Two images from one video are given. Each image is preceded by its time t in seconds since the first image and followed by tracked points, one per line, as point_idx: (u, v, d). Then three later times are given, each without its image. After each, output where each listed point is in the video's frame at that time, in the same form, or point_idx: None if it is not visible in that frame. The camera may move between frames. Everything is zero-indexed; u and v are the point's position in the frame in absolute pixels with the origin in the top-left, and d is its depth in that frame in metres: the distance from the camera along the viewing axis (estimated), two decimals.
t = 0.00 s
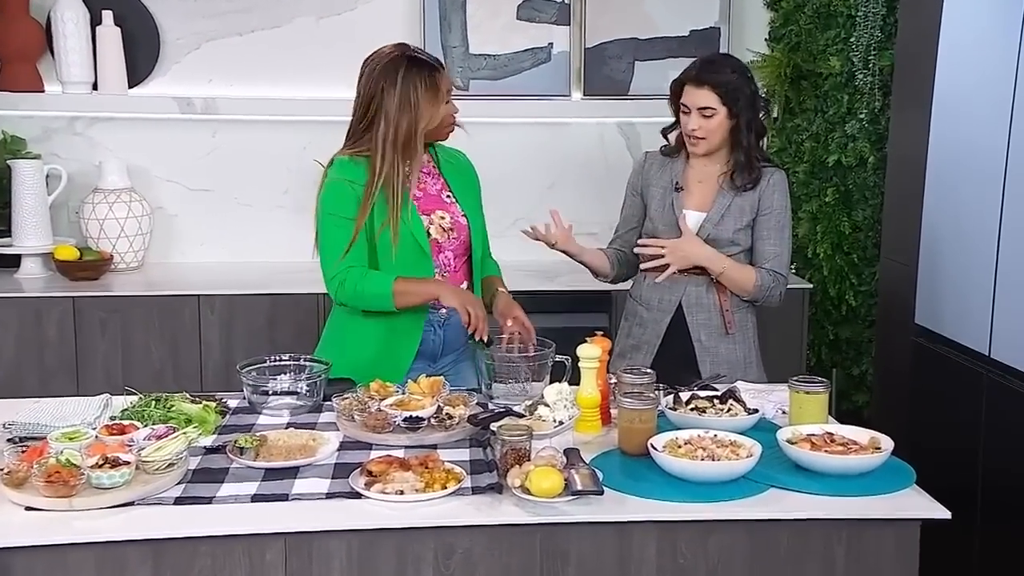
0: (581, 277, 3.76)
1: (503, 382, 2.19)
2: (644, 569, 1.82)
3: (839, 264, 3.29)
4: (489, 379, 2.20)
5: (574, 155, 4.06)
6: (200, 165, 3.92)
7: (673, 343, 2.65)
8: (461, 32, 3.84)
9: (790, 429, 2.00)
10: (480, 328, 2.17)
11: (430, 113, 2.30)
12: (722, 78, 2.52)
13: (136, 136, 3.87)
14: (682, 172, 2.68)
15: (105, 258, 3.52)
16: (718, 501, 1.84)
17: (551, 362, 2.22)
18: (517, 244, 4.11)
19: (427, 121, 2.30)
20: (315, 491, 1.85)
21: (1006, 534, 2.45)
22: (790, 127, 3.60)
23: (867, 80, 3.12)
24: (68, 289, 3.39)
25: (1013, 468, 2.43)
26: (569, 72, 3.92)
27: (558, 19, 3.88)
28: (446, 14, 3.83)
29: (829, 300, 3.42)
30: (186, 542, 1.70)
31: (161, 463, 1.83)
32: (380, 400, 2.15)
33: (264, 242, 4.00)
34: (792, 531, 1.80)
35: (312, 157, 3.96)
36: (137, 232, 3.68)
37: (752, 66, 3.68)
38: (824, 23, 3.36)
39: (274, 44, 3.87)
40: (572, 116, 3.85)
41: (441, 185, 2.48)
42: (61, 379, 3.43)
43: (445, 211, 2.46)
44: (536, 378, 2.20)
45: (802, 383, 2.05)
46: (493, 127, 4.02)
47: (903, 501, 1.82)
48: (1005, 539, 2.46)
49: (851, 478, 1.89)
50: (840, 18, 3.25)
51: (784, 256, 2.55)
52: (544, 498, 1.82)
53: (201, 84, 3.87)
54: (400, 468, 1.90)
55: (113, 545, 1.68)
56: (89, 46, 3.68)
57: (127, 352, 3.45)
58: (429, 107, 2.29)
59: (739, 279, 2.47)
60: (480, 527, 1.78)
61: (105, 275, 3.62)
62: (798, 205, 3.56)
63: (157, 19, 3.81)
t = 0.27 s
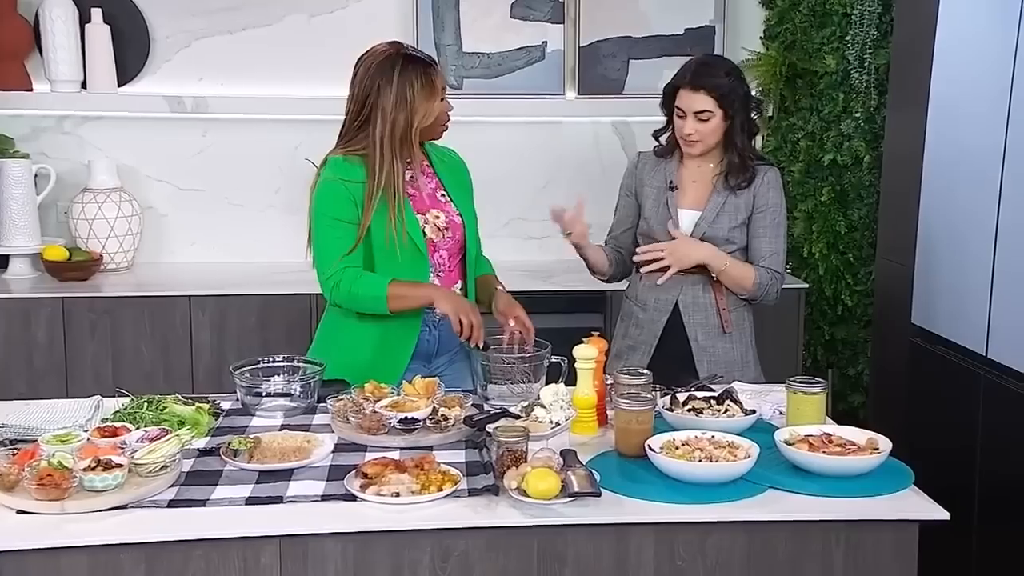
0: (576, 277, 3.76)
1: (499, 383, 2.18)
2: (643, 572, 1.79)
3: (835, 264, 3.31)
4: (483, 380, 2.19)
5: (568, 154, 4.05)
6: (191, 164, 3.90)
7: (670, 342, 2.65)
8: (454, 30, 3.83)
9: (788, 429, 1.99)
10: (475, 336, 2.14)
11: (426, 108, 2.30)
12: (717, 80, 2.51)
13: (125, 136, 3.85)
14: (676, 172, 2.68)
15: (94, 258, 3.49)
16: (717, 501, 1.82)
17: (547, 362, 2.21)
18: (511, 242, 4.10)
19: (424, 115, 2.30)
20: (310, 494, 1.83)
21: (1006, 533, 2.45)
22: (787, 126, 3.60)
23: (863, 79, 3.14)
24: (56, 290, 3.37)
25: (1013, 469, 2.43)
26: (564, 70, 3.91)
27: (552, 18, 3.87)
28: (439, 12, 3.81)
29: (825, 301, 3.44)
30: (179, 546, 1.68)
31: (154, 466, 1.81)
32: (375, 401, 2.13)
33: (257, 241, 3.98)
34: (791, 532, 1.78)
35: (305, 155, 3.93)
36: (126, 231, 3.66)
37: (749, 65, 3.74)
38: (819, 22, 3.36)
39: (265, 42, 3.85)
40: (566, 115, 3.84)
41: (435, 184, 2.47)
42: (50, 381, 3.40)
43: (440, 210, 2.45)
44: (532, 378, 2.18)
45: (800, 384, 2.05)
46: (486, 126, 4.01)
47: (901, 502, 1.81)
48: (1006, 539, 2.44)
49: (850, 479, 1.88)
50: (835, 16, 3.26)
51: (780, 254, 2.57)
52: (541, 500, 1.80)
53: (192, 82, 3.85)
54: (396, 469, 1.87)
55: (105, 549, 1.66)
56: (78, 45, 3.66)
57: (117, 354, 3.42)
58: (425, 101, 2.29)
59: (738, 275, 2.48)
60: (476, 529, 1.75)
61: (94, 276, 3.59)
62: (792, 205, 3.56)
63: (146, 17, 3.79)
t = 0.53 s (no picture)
0: (568, 277, 3.76)
1: (491, 385, 2.16)
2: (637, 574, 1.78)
3: (827, 264, 3.31)
4: (477, 381, 2.18)
5: (560, 153, 4.05)
6: (180, 164, 3.87)
7: (663, 340, 2.64)
8: (446, 29, 3.82)
9: (782, 430, 2.00)
10: (468, 341, 2.14)
11: (400, 90, 2.26)
12: (711, 78, 2.52)
13: (113, 135, 3.82)
14: (667, 172, 2.67)
15: (81, 259, 3.47)
16: (712, 503, 1.81)
17: (540, 364, 2.19)
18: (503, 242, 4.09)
19: (397, 96, 2.26)
20: (302, 496, 1.81)
21: (1004, 532, 2.44)
22: (779, 125, 3.58)
23: (856, 78, 3.17)
24: (44, 291, 3.34)
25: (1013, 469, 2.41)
26: (556, 69, 3.90)
27: (544, 17, 3.86)
28: (430, 11, 3.80)
29: (818, 301, 3.43)
30: (170, 549, 1.66)
31: (145, 469, 1.80)
32: (367, 402, 2.12)
33: (248, 242, 3.95)
34: (787, 534, 1.76)
35: (295, 155, 3.91)
36: (114, 232, 3.64)
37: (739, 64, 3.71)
38: (812, 21, 3.37)
39: (254, 41, 3.83)
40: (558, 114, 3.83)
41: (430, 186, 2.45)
42: (37, 383, 3.38)
43: (433, 212, 2.42)
44: (525, 379, 2.16)
45: (794, 385, 2.05)
46: (478, 125, 4.00)
47: (897, 504, 1.80)
48: (1003, 539, 2.44)
49: (845, 480, 1.88)
50: (827, 15, 3.27)
51: (773, 251, 2.56)
52: (535, 502, 1.78)
53: (180, 81, 3.82)
54: (389, 472, 1.85)
55: (95, 552, 1.64)
56: (65, 43, 3.63)
57: (106, 355, 3.39)
58: (397, 83, 2.25)
59: (733, 272, 2.50)
60: (470, 531, 1.73)
61: (82, 277, 3.57)
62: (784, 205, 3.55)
63: (134, 16, 3.77)
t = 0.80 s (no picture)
0: (563, 277, 3.75)
1: (487, 386, 2.15)
2: None
3: (823, 264, 3.32)
4: (472, 383, 2.17)
5: (555, 153, 4.04)
6: (172, 164, 3.85)
7: (662, 342, 2.64)
8: (440, 28, 3.80)
9: (779, 432, 1.99)
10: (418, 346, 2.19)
11: (387, 92, 2.24)
12: (707, 76, 2.50)
13: (104, 134, 3.79)
14: (664, 171, 2.66)
15: (73, 260, 3.45)
16: (710, 504, 1.79)
17: (537, 365, 2.19)
18: (498, 242, 4.08)
19: (383, 98, 2.24)
20: (298, 498, 1.79)
21: (1004, 532, 2.43)
22: (775, 124, 3.58)
23: (852, 78, 3.18)
24: (35, 292, 3.32)
25: (1012, 470, 2.41)
26: (551, 68, 3.90)
27: (539, 16, 3.85)
28: (425, 10, 3.79)
29: (814, 301, 3.45)
30: (164, 552, 1.64)
31: (139, 472, 1.78)
32: (362, 404, 2.12)
33: (242, 242, 3.94)
34: (786, 536, 1.75)
35: (289, 155, 3.90)
36: (106, 232, 3.61)
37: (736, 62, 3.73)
38: (808, 20, 3.38)
39: (247, 39, 3.81)
40: (552, 113, 3.81)
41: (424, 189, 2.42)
42: (28, 385, 3.36)
43: (424, 217, 2.39)
44: (520, 380, 2.15)
45: (792, 386, 2.05)
46: (472, 124, 3.99)
47: (895, 505, 1.79)
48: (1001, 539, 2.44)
49: (843, 481, 1.87)
50: (823, 15, 3.27)
51: (773, 250, 2.57)
52: (532, 503, 1.77)
53: (173, 80, 3.80)
54: (385, 473, 1.84)
55: (89, 555, 1.62)
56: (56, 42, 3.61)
57: (97, 356, 3.37)
58: (386, 85, 2.24)
59: (732, 275, 2.50)
60: (468, 534, 1.71)
61: (73, 277, 3.54)
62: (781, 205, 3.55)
63: (126, 15, 3.75)
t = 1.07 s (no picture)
0: (561, 278, 3.76)
1: (486, 387, 2.15)
2: None
3: (821, 265, 3.33)
4: (472, 384, 2.17)
5: (553, 153, 4.04)
6: (170, 164, 3.84)
7: (660, 345, 2.64)
8: (438, 28, 3.80)
9: (779, 433, 1.99)
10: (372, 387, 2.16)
11: (393, 106, 2.22)
12: (705, 74, 2.51)
13: (101, 135, 3.79)
14: (663, 172, 2.67)
15: (70, 261, 3.44)
16: (710, 506, 1.79)
17: (536, 366, 2.18)
18: (497, 242, 4.08)
19: (387, 111, 2.22)
20: (297, 500, 1.79)
21: (1003, 531, 2.44)
22: (772, 125, 3.61)
23: (850, 78, 3.18)
24: (32, 292, 3.32)
25: (1012, 469, 2.41)
26: (549, 68, 3.90)
27: (537, 16, 3.85)
28: (422, 10, 3.79)
29: (813, 301, 3.46)
30: (163, 554, 1.63)
31: (139, 473, 1.78)
32: (362, 405, 2.09)
33: (240, 243, 3.93)
34: (786, 537, 1.75)
35: (286, 155, 3.89)
36: (103, 233, 3.61)
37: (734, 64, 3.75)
38: (806, 21, 3.39)
39: (245, 40, 3.80)
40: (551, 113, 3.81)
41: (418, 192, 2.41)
42: (25, 386, 3.35)
43: (416, 220, 2.38)
44: (520, 381, 2.15)
45: (792, 387, 2.06)
46: (470, 125, 3.99)
47: (896, 505, 1.79)
48: (1001, 539, 2.44)
49: (843, 483, 1.87)
50: (821, 15, 3.28)
51: (772, 254, 2.56)
52: (533, 505, 1.76)
53: (170, 80, 3.79)
54: (385, 475, 1.83)
55: (87, 558, 1.61)
56: (53, 43, 3.60)
57: (95, 357, 3.37)
58: (391, 98, 2.21)
59: (732, 283, 2.51)
60: (468, 535, 1.71)
61: (70, 278, 3.54)
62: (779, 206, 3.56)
63: (124, 15, 3.74)
